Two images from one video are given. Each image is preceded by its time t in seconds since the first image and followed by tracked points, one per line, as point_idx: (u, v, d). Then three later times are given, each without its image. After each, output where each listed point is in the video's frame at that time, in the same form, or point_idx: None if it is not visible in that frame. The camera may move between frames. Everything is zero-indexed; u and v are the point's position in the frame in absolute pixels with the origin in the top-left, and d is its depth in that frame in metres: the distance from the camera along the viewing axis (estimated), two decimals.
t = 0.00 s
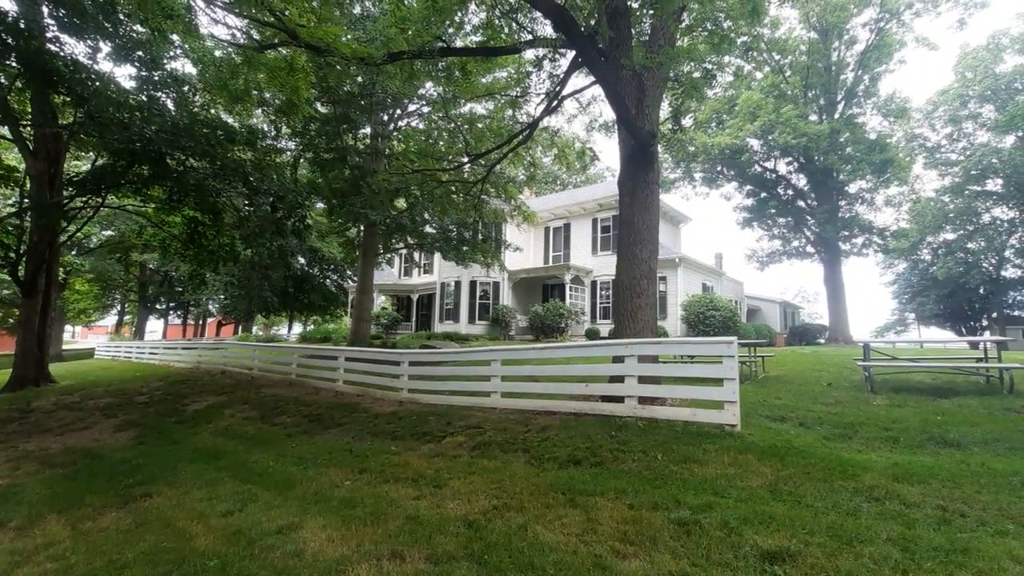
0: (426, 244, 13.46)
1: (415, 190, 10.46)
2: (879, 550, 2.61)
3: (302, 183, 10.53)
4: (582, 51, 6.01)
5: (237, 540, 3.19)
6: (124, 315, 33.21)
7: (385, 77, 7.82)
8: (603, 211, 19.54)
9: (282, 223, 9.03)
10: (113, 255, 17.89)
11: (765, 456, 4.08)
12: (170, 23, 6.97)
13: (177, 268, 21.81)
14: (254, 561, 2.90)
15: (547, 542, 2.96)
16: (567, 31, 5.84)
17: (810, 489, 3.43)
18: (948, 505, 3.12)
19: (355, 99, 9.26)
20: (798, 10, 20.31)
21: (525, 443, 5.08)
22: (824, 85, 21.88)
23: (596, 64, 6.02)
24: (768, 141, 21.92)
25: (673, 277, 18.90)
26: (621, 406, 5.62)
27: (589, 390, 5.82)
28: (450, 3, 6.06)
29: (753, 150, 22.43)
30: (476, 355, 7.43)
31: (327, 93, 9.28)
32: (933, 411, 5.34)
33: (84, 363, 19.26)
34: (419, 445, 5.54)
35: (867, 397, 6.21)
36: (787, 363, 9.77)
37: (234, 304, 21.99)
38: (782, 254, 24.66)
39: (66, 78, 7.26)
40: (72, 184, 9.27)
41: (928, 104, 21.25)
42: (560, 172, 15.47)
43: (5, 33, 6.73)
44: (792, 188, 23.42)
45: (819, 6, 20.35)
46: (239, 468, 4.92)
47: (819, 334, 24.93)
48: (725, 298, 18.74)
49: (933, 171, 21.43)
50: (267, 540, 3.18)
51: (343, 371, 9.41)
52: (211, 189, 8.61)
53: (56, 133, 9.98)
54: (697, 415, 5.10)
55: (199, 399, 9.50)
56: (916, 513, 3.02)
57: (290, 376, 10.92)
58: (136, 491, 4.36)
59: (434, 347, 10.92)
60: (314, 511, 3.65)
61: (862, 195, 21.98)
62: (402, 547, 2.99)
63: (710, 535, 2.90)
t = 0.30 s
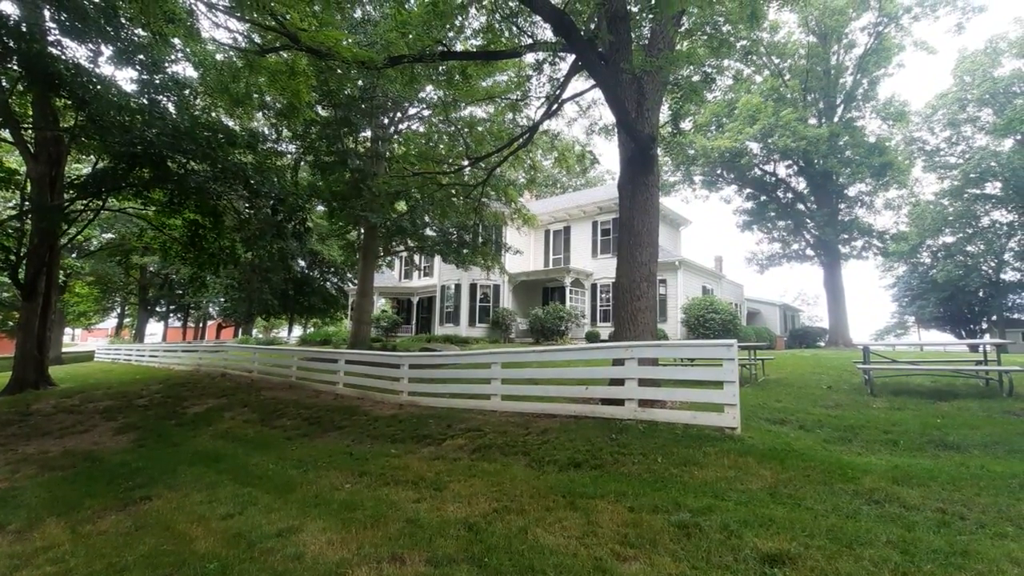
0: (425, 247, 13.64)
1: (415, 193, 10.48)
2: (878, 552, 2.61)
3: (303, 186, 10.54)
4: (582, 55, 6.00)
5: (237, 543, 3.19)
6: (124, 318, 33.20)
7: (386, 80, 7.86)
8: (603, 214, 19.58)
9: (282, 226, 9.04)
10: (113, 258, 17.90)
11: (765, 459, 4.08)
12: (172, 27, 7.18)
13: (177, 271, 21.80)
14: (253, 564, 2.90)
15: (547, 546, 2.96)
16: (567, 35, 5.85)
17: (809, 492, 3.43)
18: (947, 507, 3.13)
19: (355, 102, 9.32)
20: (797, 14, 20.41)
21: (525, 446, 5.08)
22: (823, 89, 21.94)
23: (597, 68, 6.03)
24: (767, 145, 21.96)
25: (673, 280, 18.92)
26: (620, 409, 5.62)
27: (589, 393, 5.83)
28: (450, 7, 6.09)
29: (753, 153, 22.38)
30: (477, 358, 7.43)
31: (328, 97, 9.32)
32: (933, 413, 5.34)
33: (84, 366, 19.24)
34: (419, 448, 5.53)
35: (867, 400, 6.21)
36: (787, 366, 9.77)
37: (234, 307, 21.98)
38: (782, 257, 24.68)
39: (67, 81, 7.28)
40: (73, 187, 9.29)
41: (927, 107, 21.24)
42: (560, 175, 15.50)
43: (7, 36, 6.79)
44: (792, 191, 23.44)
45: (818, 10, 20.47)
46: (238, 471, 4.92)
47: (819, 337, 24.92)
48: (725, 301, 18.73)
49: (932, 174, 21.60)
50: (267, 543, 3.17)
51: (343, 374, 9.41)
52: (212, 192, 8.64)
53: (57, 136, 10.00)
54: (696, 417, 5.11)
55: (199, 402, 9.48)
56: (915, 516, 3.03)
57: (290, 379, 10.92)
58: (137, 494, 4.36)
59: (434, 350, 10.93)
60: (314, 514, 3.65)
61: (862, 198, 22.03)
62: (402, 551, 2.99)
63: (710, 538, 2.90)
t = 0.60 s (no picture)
0: (426, 248, 13.65)
1: (415, 194, 10.49)
2: (879, 553, 2.60)
3: (303, 188, 10.56)
4: (582, 58, 6.10)
5: (238, 545, 3.19)
6: (125, 321, 33.23)
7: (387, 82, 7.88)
8: (603, 215, 19.59)
9: (283, 227, 9.06)
10: (114, 261, 17.92)
11: (765, 460, 4.08)
12: (172, 31, 7.38)
13: (178, 273, 21.82)
14: (254, 565, 2.90)
15: (547, 547, 2.96)
16: (567, 37, 5.95)
17: (810, 493, 3.43)
18: (949, 508, 3.12)
19: (355, 104, 9.38)
20: (796, 15, 20.43)
21: (525, 447, 5.07)
22: (823, 90, 21.93)
23: (596, 69, 6.10)
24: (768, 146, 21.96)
25: (674, 281, 18.91)
26: (621, 410, 5.63)
27: (589, 394, 5.83)
28: (450, 9, 6.12)
29: (753, 154, 22.43)
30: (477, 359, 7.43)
31: (328, 99, 9.37)
32: (934, 414, 5.33)
33: (84, 368, 19.26)
34: (419, 450, 5.53)
35: (868, 401, 6.21)
36: (788, 366, 9.76)
37: (235, 309, 21.99)
38: (782, 258, 24.67)
39: (69, 84, 7.31)
40: (75, 190, 9.32)
41: (927, 107, 21.26)
42: (560, 177, 15.52)
43: (10, 41, 6.82)
44: (792, 192, 23.43)
45: (818, 11, 20.51)
46: (239, 473, 4.92)
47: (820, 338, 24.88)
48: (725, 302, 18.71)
49: (933, 174, 21.63)
50: (267, 545, 3.17)
51: (343, 376, 9.41)
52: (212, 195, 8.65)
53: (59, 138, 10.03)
54: (697, 418, 5.10)
55: (199, 404, 9.48)
56: (916, 516, 3.02)
57: (290, 381, 10.93)
58: (137, 496, 4.36)
59: (434, 351, 10.94)
60: (314, 515, 3.64)
61: (863, 199, 22.03)
62: (402, 552, 2.98)
63: (711, 539, 2.89)
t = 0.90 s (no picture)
0: (426, 247, 13.78)
1: (415, 195, 10.49)
2: (881, 553, 2.59)
3: (303, 189, 10.56)
4: (582, 58, 6.07)
5: (238, 545, 3.19)
6: (125, 322, 33.25)
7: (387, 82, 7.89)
8: (603, 215, 19.59)
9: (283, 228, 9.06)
10: (114, 262, 17.92)
11: (766, 460, 4.07)
12: (172, 31, 7.27)
13: (178, 274, 21.84)
14: (254, 566, 2.90)
15: (547, 547, 2.95)
16: (566, 37, 5.94)
17: (811, 492, 3.42)
18: (950, 508, 3.11)
19: (355, 105, 9.46)
20: (796, 15, 20.43)
21: (525, 447, 5.07)
22: (823, 90, 21.91)
23: (596, 70, 6.08)
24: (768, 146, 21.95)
25: (674, 281, 18.89)
26: (621, 410, 5.63)
27: (589, 394, 5.83)
28: (450, 9, 6.12)
29: (753, 153, 22.44)
30: (477, 359, 7.43)
31: (328, 99, 9.38)
32: (935, 414, 5.32)
33: (85, 369, 19.28)
34: (419, 450, 5.53)
35: (869, 401, 6.19)
36: (789, 366, 9.75)
37: (234, 310, 22.00)
38: (782, 258, 24.67)
39: (70, 86, 7.32)
40: (75, 191, 9.32)
41: (928, 106, 21.26)
42: (561, 177, 15.52)
43: (11, 43, 6.81)
44: (792, 192, 23.41)
45: (818, 11, 20.50)
46: (239, 473, 4.91)
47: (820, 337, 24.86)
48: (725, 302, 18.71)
49: (934, 174, 21.66)
50: (267, 545, 3.17)
51: (343, 377, 9.41)
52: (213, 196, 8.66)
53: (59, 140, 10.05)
54: (697, 418, 5.10)
55: (199, 405, 9.49)
56: (917, 516, 3.01)
57: (290, 381, 10.94)
58: (137, 497, 4.36)
59: (435, 352, 10.95)
60: (313, 516, 3.64)
61: (863, 198, 22.02)
62: (402, 552, 2.98)
63: (711, 539, 2.89)
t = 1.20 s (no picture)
0: (426, 248, 13.72)
1: (415, 195, 10.50)
2: (882, 553, 2.59)
3: (303, 189, 10.56)
4: (582, 58, 6.06)
5: (238, 546, 3.19)
6: (126, 322, 33.28)
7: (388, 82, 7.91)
8: (603, 215, 19.59)
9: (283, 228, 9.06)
10: (115, 263, 17.93)
11: (767, 460, 4.06)
12: (173, 32, 7.18)
13: (178, 274, 21.86)
14: (254, 566, 2.91)
15: (547, 547, 2.96)
16: (566, 38, 5.93)
17: (812, 492, 3.42)
18: (951, 508, 3.11)
19: (354, 105, 9.41)
20: (797, 14, 20.42)
21: (525, 447, 5.07)
22: (823, 89, 21.92)
23: (596, 70, 6.07)
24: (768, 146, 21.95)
25: (674, 281, 18.88)
26: (621, 410, 5.63)
27: (590, 394, 5.84)
28: (450, 9, 6.12)
29: (753, 153, 22.45)
30: (478, 359, 7.42)
31: (328, 100, 9.39)
32: (936, 413, 5.31)
33: (86, 370, 19.29)
34: (419, 450, 5.52)
35: (870, 400, 6.18)
36: (789, 366, 9.73)
37: (235, 310, 22.02)
38: (783, 258, 24.67)
39: (71, 87, 7.32)
40: (76, 191, 9.32)
41: (928, 106, 21.24)
42: (561, 177, 15.52)
43: (12, 44, 6.78)
44: (793, 192, 23.40)
45: (818, 10, 20.49)
46: (239, 474, 4.91)
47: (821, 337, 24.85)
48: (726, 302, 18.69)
49: (934, 173, 21.66)
50: (267, 546, 3.17)
51: (343, 377, 9.41)
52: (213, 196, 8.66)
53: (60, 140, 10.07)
54: (697, 418, 5.09)
55: (200, 405, 9.50)
56: (918, 516, 3.01)
57: (291, 382, 10.94)
58: (138, 497, 4.36)
59: (435, 352, 10.97)
60: (313, 516, 3.64)
61: (863, 198, 22.01)
62: (402, 552, 2.98)
63: (712, 539, 2.88)
